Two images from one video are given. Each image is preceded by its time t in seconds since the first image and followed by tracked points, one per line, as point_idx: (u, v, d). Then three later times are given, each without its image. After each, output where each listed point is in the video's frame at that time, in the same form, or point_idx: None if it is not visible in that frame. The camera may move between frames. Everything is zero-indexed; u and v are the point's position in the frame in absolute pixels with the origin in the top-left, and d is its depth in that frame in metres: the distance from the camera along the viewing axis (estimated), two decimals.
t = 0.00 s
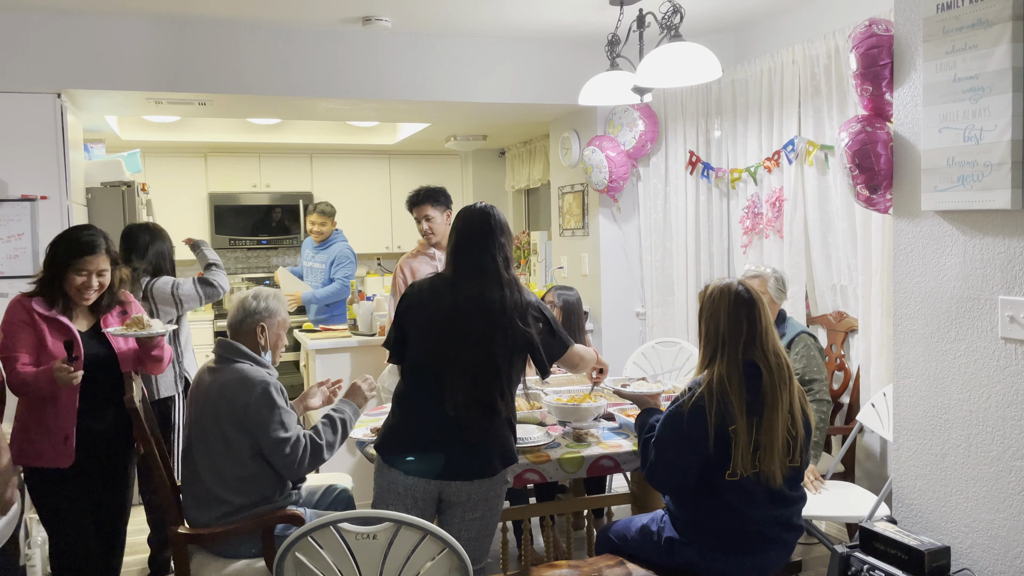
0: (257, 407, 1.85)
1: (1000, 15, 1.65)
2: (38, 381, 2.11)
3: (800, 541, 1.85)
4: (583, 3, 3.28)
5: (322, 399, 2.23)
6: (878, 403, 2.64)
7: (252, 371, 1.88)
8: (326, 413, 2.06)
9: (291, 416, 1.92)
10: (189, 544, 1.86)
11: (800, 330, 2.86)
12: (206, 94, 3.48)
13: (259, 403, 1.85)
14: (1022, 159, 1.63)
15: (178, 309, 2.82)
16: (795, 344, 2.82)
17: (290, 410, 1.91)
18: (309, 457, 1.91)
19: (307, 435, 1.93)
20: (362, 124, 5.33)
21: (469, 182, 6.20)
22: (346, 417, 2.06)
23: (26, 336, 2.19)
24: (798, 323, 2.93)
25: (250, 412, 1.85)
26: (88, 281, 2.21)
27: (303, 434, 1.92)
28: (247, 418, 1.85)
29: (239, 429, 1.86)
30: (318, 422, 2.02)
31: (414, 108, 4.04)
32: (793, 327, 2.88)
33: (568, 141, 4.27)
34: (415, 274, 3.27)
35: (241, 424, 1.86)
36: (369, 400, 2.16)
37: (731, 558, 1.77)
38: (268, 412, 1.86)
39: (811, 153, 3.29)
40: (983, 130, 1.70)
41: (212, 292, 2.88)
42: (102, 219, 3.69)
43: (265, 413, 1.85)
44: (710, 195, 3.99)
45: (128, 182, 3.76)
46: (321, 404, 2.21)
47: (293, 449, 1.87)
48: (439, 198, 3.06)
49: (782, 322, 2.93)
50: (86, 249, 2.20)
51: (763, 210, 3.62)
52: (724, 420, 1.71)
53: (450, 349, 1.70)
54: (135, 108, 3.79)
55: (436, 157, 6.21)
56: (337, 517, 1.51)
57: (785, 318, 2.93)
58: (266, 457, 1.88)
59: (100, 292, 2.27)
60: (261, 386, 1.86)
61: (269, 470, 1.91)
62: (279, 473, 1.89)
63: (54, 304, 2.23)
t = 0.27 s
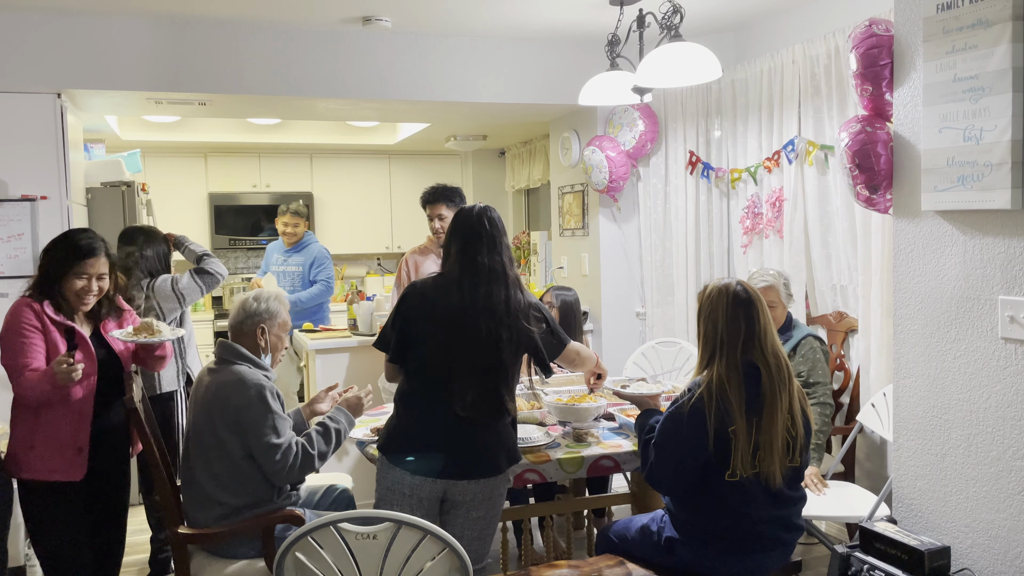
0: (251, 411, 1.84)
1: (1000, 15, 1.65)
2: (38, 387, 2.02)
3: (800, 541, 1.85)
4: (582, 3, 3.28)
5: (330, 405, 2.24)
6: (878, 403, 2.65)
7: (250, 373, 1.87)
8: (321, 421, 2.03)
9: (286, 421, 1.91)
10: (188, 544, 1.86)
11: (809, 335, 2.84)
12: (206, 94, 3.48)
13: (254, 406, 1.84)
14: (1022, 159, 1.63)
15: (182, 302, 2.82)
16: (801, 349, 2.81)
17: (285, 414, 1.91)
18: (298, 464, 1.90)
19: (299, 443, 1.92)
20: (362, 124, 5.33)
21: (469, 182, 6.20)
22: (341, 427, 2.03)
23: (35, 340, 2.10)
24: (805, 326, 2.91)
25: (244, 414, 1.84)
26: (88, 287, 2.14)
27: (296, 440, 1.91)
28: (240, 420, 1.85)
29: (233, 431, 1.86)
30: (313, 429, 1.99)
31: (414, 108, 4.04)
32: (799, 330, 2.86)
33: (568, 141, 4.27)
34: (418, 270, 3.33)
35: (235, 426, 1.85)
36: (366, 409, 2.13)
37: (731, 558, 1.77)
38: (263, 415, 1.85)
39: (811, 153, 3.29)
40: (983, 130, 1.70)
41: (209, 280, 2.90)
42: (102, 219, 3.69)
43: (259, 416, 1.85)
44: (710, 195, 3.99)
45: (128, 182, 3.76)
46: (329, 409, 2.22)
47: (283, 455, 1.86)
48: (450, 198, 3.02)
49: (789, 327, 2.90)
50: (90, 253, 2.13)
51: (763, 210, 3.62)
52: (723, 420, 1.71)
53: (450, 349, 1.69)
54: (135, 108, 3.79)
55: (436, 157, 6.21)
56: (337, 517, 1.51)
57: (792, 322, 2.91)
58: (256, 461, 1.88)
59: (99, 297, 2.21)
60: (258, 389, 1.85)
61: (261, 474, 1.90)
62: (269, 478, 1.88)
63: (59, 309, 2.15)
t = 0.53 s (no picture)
0: (252, 414, 1.84)
1: (1000, 15, 1.65)
2: (10, 414, 1.90)
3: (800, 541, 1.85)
4: (582, 3, 3.28)
5: (324, 407, 2.25)
6: (878, 403, 2.65)
7: (253, 376, 1.87)
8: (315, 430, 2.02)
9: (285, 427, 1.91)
10: (189, 544, 1.86)
11: (812, 335, 2.84)
12: (205, 94, 3.48)
13: (254, 409, 1.84)
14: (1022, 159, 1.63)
15: (176, 305, 2.83)
16: (804, 349, 2.80)
17: (285, 420, 1.91)
18: (294, 471, 1.90)
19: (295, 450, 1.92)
20: (362, 124, 5.33)
21: (469, 182, 6.20)
22: (336, 438, 2.03)
23: (20, 357, 1.97)
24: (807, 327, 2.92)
25: (244, 417, 1.84)
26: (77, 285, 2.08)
27: (293, 448, 1.90)
28: (241, 423, 1.84)
29: (233, 433, 1.85)
30: (307, 438, 1.99)
31: (414, 108, 4.04)
32: (802, 331, 2.86)
33: (568, 141, 4.26)
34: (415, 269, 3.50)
35: (235, 428, 1.85)
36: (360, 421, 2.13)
37: (731, 558, 1.77)
38: (262, 419, 1.85)
39: (811, 153, 3.29)
40: (983, 130, 1.70)
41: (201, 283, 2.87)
42: (102, 219, 3.69)
43: (260, 420, 1.84)
44: (710, 195, 3.99)
45: (128, 182, 3.76)
46: (323, 412, 2.22)
47: (280, 461, 1.86)
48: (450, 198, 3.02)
49: (791, 328, 2.91)
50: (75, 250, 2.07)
51: (763, 210, 3.62)
52: (723, 420, 1.71)
53: (450, 349, 1.69)
54: (135, 108, 3.79)
55: (436, 157, 6.21)
56: (337, 517, 1.51)
57: (795, 323, 2.91)
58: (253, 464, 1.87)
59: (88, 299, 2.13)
60: (259, 393, 1.85)
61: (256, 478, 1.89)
62: (264, 483, 1.88)
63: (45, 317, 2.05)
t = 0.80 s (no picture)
0: (248, 416, 1.84)
1: (1000, 15, 1.65)
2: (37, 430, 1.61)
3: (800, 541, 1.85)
4: (582, 3, 3.28)
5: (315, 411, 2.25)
6: (878, 403, 2.64)
7: (254, 378, 1.87)
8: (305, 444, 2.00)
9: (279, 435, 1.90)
10: (189, 544, 1.86)
11: (811, 335, 2.84)
12: (205, 93, 3.48)
13: (250, 411, 1.84)
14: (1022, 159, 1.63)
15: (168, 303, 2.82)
16: (804, 349, 2.81)
17: (280, 426, 1.90)
18: (279, 479, 1.87)
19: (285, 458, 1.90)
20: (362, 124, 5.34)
21: (469, 182, 6.20)
22: (325, 454, 2.01)
23: (34, 370, 1.68)
24: (808, 327, 2.92)
25: (240, 418, 1.84)
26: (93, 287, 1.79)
27: (283, 456, 1.89)
28: (236, 423, 1.84)
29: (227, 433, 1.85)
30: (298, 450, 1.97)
31: (414, 108, 4.04)
32: (803, 331, 2.86)
33: (568, 141, 4.26)
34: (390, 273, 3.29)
35: (231, 428, 1.85)
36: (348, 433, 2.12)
37: (731, 558, 1.77)
38: (258, 422, 1.84)
39: (811, 153, 3.29)
40: (983, 130, 1.70)
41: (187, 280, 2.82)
42: (102, 218, 3.69)
43: (255, 422, 1.84)
44: (710, 195, 3.99)
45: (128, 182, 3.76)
46: (313, 415, 2.22)
47: (269, 467, 1.84)
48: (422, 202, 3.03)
49: (793, 326, 2.92)
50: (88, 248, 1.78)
51: (763, 210, 3.62)
52: (723, 420, 1.71)
53: (449, 349, 1.69)
54: (136, 109, 3.79)
55: (436, 157, 6.20)
56: (337, 517, 1.51)
57: (795, 321, 2.92)
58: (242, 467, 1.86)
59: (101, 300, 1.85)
60: (258, 395, 1.85)
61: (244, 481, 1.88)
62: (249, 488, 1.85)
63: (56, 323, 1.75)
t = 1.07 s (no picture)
0: (250, 417, 1.84)
1: (1000, 15, 1.65)
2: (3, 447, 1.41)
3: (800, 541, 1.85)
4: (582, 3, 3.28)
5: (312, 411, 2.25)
6: (878, 403, 2.64)
7: (256, 379, 1.86)
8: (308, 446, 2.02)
9: (281, 437, 1.90)
10: (188, 544, 1.86)
11: (814, 335, 2.83)
12: (205, 93, 3.48)
13: (253, 413, 1.84)
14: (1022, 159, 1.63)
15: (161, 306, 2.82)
16: (805, 348, 2.81)
17: (282, 428, 1.90)
18: (282, 482, 1.88)
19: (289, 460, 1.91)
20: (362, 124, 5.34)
21: (469, 183, 6.20)
22: (326, 455, 2.03)
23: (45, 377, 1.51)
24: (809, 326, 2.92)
25: (243, 420, 1.84)
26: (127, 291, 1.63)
27: (286, 458, 1.89)
28: (238, 424, 1.84)
29: (229, 435, 1.85)
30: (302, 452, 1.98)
31: (414, 108, 4.04)
32: (806, 330, 2.87)
33: (568, 141, 4.26)
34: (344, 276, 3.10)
35: (233, 430, 1.85)
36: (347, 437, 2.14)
37: (731, 558, 1.77)
38: (260, 424, 1.84)
39: (811, 153, 3.30)
40: (983, 130, 1.70)
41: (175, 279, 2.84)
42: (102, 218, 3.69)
43: (257, 424, 1.84)
44: (710, 195, 3.99)
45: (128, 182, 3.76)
46: (309, 415, 2.21)
47: (272, 470, 1.85)
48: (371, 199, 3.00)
49: (796, 325, 2.92)
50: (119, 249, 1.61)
51: (763, 210, 3.62)
52: (722, 420, 1.71)
53: (447, 348, 1.69)
54: (136, 109, 3.80)
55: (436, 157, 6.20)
56: (337, 517, 1.50)
57: (798, 320, 2.92)
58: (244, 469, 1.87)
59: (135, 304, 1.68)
60: (260, 397, 1.85)
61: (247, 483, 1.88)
62: (252, 490, 1.86)
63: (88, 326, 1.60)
